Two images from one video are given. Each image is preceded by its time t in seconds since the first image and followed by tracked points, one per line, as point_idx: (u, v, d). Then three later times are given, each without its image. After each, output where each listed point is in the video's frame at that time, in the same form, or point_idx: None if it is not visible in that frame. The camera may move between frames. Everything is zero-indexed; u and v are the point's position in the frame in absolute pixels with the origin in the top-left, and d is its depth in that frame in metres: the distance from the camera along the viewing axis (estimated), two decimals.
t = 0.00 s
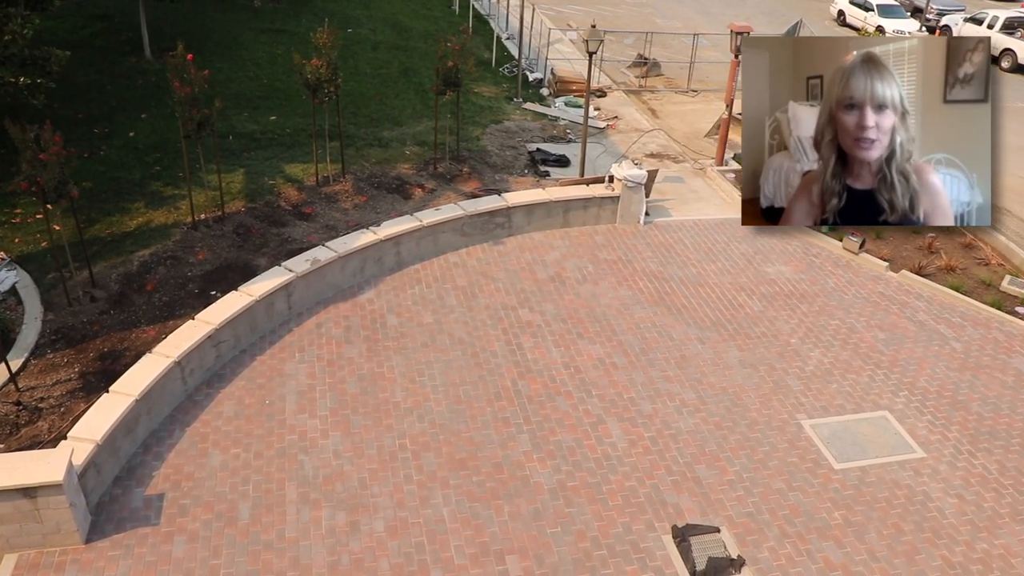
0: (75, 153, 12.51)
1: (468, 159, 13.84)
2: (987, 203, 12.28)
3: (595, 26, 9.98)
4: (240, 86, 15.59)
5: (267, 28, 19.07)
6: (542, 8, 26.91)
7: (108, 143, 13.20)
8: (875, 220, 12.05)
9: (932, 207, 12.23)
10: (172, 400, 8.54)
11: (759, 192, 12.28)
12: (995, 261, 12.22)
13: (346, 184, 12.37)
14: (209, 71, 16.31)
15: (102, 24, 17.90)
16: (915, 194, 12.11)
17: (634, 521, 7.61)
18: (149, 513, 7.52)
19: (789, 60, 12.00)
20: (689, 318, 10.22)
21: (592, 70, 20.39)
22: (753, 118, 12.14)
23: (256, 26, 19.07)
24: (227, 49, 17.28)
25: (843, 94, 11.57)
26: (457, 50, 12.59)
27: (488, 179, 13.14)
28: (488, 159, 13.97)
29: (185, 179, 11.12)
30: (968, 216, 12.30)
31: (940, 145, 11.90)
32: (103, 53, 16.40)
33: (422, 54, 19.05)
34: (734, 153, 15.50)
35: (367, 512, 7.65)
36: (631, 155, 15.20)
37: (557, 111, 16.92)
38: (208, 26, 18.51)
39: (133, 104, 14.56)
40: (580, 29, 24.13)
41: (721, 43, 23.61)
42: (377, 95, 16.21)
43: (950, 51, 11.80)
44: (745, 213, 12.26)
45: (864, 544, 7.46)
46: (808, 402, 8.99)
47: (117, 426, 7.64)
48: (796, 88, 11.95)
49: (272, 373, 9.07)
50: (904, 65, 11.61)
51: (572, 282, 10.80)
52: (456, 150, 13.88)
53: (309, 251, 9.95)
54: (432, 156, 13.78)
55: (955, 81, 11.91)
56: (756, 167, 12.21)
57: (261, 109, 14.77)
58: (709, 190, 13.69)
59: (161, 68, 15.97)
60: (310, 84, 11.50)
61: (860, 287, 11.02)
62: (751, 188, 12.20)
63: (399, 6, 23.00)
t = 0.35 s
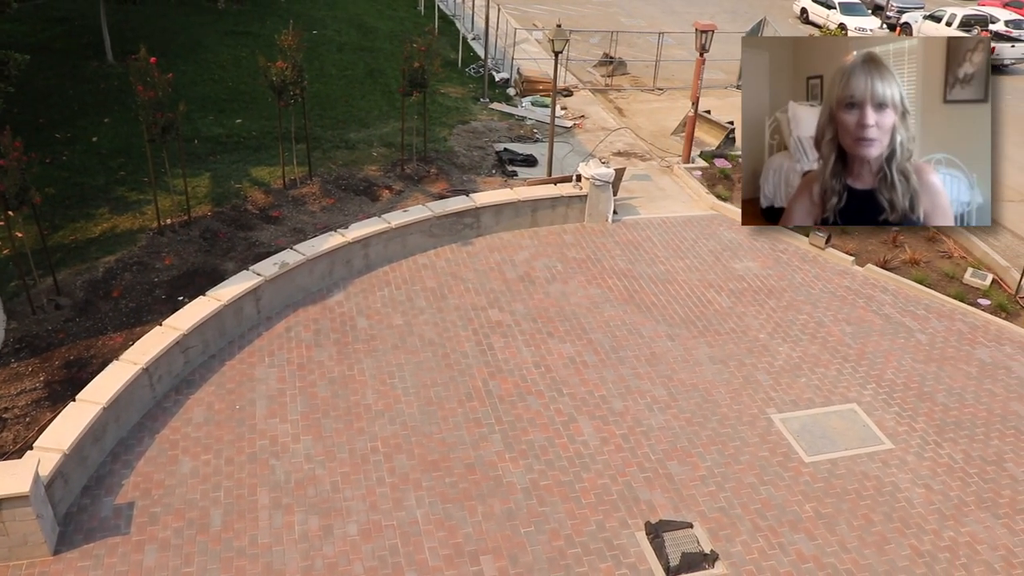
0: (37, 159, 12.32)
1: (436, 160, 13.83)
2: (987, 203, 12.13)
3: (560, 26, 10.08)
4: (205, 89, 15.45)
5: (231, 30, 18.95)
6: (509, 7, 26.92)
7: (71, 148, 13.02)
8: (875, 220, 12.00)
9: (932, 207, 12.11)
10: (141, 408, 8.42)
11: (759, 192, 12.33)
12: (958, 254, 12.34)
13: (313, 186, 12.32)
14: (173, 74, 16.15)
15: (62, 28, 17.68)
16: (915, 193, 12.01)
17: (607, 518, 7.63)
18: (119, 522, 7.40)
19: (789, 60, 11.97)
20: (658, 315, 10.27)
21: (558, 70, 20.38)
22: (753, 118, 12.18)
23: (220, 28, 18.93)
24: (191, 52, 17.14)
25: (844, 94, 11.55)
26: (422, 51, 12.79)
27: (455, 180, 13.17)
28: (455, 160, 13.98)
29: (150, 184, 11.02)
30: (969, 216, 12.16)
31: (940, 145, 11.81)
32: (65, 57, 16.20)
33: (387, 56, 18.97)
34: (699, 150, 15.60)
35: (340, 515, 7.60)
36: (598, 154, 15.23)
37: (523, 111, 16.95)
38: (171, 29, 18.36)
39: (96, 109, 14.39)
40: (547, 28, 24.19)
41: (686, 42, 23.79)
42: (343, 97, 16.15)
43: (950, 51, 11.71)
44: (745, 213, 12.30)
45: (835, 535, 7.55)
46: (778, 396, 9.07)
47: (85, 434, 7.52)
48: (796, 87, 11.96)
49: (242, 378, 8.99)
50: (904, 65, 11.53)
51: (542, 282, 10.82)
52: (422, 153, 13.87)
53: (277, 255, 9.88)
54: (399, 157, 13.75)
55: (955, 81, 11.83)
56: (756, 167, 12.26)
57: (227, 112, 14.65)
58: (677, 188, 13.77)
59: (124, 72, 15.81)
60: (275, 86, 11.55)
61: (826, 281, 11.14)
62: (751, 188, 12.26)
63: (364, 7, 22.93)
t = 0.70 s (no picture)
0: None
1: (402, 161, 13.80)
2: (987, 203, 12.33)
3: (523, 26, 10.17)
4: (167, 93, 15.29)
5: (192, 33, 18.78)
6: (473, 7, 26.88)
7: (31, 154, 12.82)
8: (875, 219, 12.19)
9: (933, 207, 12.32)
10: (107, 416, 8.29)
11: (759, 192, 12.43)
12: (920, 247, 12.46)
13: (278, 190, 12.26)
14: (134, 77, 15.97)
15: (17, 32, 17.40)
16: (915, 193, 12.22)
17: (579, 517, 7.64)
18: (87, 532, 7.26)
19: (790, 60, 12.28)
20: (627, 313, 10.32)
21: (523, 70, 20.35)
22: (754, 118, 12.48)
23: (182, 31, 18.75)
24: (152, 56, 16.95)
25: (844, 93, 11.87)
26: (387, 53, 12.83)
27: (421, 180, 13.15)
28: (421, 160, 13.97)
29: (112, 189, 10.89)
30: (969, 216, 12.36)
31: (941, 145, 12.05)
32: (22, 62, 15.96)
33: (351, 57, 18.88)
34: (665, 147, 15.67)
35: (312, 520, 7.54)
36: (564, 153, 15.20)
37: (489, 111, 16.96)
38: (131, 32, 18.17)
39: (55, 113, 14.19)
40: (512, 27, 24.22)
41: (650, 40, 23.90)
42: (308, 99, 16.05)
43: (949, 52, 12.03)
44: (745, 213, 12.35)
45: (805, 528, 7.61)
46: (746, 391, 9.14)
47: (49, 444, 7.39)
48: (797, 88, 12.26)
49: (210, 384, 8.90)
50: (904, 65, 11.86)
51: (509, 281, 10.83)
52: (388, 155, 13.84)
53: (243, 259, 9.83)
54: (365, 158, 13.71)
55: (955, 81, 12.14)
56: (757, 166, 12.48)
57: (190, 116, 14.51)
58: (643, 186, 13.84)
59: (83, 76, 15.61)
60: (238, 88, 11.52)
61: (792, 277, 11.30)
62: (752, 188, 12.34)
63: (327, 8, 22.81)
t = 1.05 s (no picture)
0: None
1: (368, 163, 13.78)
2: (986, 203, 12.26)
3: (489, 26, 10.57)
4: (130, 96, 15.15)
5: (153, 36, 18.62)
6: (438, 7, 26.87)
7: None
8: (876, 219, 12.10)
9: (932, 206, 12.25)
10: (73, 424, 8.18)
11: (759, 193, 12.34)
12: (884, 241, 12.71)
13: (243, 193, 12.19)
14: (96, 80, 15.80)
15: None
16: (915, 193, 12.11)
17: (552, 516, 7.65)
18: (54, 544, 7.14)
19: (790, 60, 12.03)
20: (595, 312, 10.37)
21: (489, 70, 20.35)
22: (754, 119, 12.21)
23: (144, 34, 18.59)
24: (113, 59, 16.78)
25: (846, 92, 11.61)
26: (351, 55, 12.83)
27: (387, 182, 13.15)
28: (388, 162, 13.96)
29: (75, 195, 10.75)
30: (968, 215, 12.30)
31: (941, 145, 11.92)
32: None
33: (316, 58, 18.81)
34: (631, 146, 15.72)
35: (283, 525, 7.47)
36: (530, 153, 15.19)
37: (455, 111, 16.96)
38: (91, 35, 17.97)
39: (15, 118, 13.98)
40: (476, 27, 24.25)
41: (614, 39, 23.97)
42: (272, 101, 15.96)
43: (949, 52, 11.71)
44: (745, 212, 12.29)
45: (776, 521, 7.67)
46: (715, 387, 9.20)
47: (14, 454, 7.28)
48: (797, 88, 11.98)
49: (178, 391, 8.81)
50: (904, 65, 11.58)
51: (478, 282, 10.84)
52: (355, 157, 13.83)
53: (209, 263, 9.75)
54: (331, 161, 13.67)
55: (955, 81, 11.83)
56: (757, 167, 12.28)
57: (152, 119, 14.37)
58: (609, 184, 13.90)
59: (43, 80, 15.40)
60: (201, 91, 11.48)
61: (759, 273, 11.44)
62: (751, 188, 12.25)
63: (290, 10, 22.69)
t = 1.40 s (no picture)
0: None
1: (335, 165, 13.74)
2: (986, 203, 13.21)
3: (454, 27, 10.70)
4: (91, 100, 14.98)
5: (114, 38, 18.40)
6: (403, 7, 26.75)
7: None
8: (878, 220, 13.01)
9: (931, 206, 13.17)
10: (38, 434, 8.06)
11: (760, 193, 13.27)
12: (848, 237, 13.02)
13: (208, 197, 12.11)
14: (55, 84, 15.61)
15: None
16: (914, 194, 13.08)
17: (524, 515, 7.66)
18: (20, 556, 7.02)
19: (791, 62, 13.25)
20: (564, 310, 10.40)
21: (455, 70, 20.32)
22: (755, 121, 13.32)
23: (104, 36, 18.38)
24: (72, 62, 16.56)
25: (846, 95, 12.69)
26: (317, 56, 12.89)
27: (354, 184, 13.14)
28: (354, 164, 13.92)
29: (37, 201, 10.60)
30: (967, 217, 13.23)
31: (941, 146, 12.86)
32: None
33: (280, 60, 18.70)
34: (597, 145, 15.77)
35: (255, 531, 7.41)
36: (496, 152, 15.17)
37: (420, 112, 16.92)
38: (50, 38, 17.73)
39: None
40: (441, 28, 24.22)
41: (580, 38, 23.97)
42: (237, 104, 15.86)
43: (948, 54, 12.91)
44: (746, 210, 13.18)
45: (747, 516, 7.72)
46: (685, 383, 9.26)
47: None
48: (797, 90, 13.16)
49: (146, 398, 8.72)
50: (904, 65, 12.67)
51: (446, 283, 10.83)
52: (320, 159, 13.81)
53: (176, 268, 9.67)
54: (296, 163, 13.60)
55: (953, 82, 13.00)
56: (757, 167, 13.30)
57: (114, 124, 14.20)
58: (576, 184, 13.93)
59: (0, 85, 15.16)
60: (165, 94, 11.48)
61: (726, 269, 11.52)
62: (752, 188, 13.25)
63: (254, 11, 22.51)
